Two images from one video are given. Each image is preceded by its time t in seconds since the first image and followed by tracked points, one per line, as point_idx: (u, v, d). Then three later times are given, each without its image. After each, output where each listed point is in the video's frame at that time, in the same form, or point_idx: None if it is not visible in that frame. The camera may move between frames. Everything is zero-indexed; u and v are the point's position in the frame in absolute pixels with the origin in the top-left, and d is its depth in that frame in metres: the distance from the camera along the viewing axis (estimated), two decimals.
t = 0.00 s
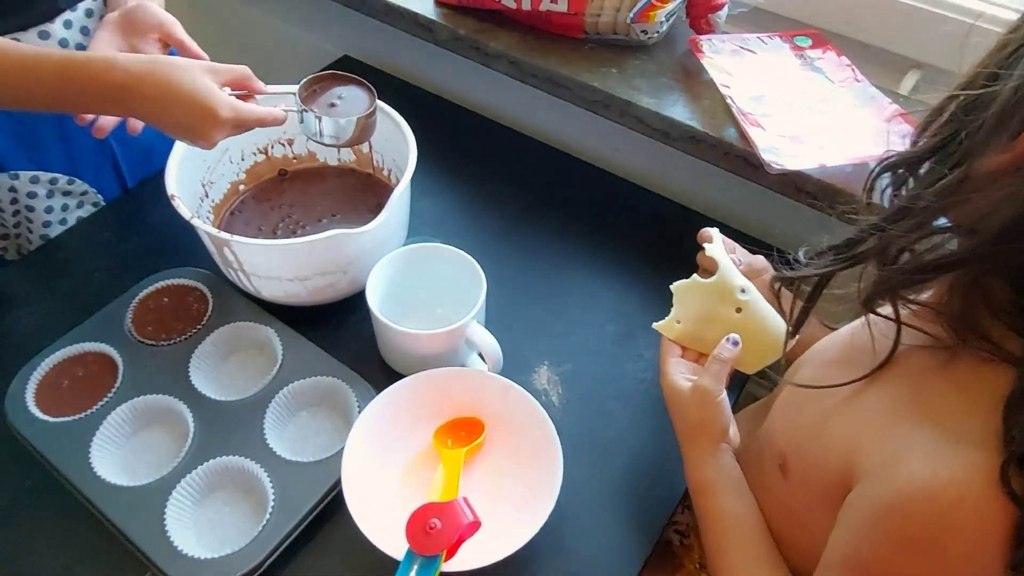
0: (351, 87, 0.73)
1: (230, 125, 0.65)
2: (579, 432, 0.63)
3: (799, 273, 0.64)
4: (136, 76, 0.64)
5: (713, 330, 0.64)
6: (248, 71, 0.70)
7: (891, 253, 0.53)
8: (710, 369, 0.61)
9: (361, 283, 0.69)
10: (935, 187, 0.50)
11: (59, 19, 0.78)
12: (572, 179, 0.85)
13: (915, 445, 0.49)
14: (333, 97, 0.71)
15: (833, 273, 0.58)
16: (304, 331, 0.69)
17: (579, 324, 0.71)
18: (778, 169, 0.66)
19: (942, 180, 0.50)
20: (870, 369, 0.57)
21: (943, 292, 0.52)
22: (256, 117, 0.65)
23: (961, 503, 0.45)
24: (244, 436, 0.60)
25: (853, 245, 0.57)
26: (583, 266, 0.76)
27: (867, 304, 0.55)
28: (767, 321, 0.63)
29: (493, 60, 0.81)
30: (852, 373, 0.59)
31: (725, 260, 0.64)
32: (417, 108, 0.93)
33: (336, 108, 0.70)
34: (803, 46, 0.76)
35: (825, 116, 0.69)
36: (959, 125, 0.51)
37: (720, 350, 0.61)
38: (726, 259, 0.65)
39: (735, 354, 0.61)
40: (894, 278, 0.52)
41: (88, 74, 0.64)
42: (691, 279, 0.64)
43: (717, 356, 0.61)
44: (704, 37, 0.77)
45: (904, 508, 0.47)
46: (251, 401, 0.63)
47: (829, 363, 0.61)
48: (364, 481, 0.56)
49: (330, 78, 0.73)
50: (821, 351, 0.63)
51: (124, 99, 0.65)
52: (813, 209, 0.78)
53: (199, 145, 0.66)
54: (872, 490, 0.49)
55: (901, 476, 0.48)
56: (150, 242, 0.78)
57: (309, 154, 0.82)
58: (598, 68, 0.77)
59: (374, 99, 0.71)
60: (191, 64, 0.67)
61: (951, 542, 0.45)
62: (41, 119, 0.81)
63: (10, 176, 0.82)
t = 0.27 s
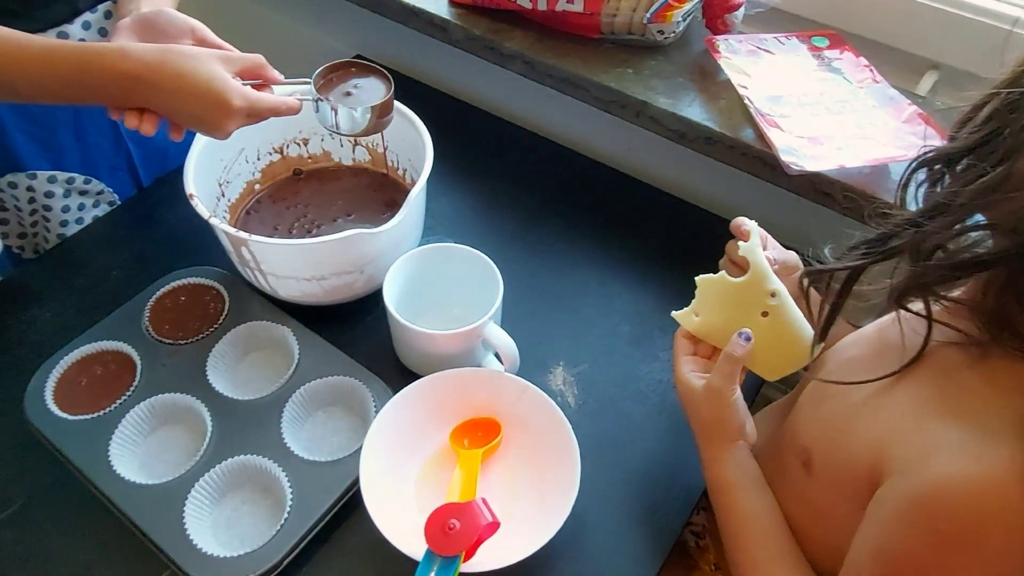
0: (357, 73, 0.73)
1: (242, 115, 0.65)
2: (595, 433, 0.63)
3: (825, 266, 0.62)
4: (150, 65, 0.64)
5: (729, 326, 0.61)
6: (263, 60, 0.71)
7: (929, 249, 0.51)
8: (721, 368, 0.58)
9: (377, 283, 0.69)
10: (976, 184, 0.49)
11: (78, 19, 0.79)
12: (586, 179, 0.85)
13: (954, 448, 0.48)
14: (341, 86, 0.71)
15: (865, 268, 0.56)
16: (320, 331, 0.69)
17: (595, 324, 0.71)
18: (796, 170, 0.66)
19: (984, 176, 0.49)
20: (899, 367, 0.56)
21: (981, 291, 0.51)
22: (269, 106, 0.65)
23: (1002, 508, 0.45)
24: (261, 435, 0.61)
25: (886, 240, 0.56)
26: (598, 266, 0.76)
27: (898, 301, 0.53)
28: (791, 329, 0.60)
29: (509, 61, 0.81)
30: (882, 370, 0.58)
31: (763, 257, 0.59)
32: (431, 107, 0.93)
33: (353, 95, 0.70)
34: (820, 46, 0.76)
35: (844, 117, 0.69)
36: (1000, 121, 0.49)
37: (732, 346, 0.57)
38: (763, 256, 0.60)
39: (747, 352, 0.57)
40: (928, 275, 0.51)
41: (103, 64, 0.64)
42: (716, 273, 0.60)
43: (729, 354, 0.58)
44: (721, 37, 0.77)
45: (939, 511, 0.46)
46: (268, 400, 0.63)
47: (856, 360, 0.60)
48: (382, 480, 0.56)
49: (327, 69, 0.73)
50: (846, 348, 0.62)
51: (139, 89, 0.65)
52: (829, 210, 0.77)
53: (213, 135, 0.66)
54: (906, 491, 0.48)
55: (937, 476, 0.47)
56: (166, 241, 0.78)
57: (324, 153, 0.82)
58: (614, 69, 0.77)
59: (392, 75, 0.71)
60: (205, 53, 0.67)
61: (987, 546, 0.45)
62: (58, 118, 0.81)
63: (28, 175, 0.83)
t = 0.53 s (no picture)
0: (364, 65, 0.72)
1: (261, 109, 0.65)
2: (616, 436, 0.63)
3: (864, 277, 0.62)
4: (170, 59, 0.64)
5: (758, 328, 0.60)
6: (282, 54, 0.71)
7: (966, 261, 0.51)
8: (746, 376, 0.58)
9: (400, 281, 0.69)
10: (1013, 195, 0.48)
11: (109, 16, 0.80)
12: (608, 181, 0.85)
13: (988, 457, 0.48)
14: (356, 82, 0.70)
15: (904, 278, 0.56)
16: (343, 328, 0.70)
17: (616, 327, 0.71)
18: (826, 175, 0.65)
19: None
20: (933, 378, 0.56)
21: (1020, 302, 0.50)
22: (287, 101, 0.65)
23: None
24: (284, 431, 0.61)
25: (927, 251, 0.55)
26: (620, 268, 0.76)
27: (938, 312, 0.53)
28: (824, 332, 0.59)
29: (534, 61, 0.80)
30: (916, 379, 0.57)
31: (798, 258, 0.58)
32: (453, 107, 0.93)
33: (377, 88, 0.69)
34: (849, 50, 0.75)
35: (874, 121, 0.68)
36: None
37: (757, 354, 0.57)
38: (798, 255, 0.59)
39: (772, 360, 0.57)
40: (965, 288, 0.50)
41: (125, 60, 0.64)
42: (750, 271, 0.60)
43: (754, 363, 0.57)
44: (748, 40, 0.76)
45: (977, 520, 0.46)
46: (290, 396, 0.63)
47: (890, 368, 0.59)
48: (405, 478, 0.56)
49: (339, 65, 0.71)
50: (880, 354, 0.61)
51: (160, 84, 0.66)
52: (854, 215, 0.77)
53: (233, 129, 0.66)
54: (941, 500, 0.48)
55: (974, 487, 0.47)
56: (190, 236, 0.78)
57: (347, 151, 0.82)
58: (640, 70, 0.76)
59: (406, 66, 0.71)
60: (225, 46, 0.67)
61: None
62: (87, 114, 0.82)
63: (57, 169, 0.83)
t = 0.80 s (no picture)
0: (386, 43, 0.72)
1: (278, 84, 0.64)
2: (634, 445, 0.63)
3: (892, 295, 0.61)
4: (184, 37, 0.64)
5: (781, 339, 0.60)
6: (298, 28, 0.70)
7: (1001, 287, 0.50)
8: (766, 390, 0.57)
9: (421, 284, 0.69)
10: None
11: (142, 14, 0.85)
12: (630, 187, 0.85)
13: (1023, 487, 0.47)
14: (375, 57, 0.70)
15: (936, 300, 0.55)
16: (363, 329, 0.70)
17: (636, 335, 0.71)
18: (855, 188, 0.64)
19: None
20: (964, 400, 0.55)
21: None
22: (304, 75, 0.65)
23: None
24: (303, 431, 0.61)
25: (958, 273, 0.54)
26: (640, 276, 0.76)
27: (971, 336, 0.52)
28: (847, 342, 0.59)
29: (559, 65, 0.80)
30: (945, 400, 0.56)
31: (821, 268, 0.57)
32: (476, 110, 0.93)
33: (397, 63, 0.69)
34: (879, 62, 0.74)
35: (904, 134, 0.67)
36: None
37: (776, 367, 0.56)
38: (821, 263, 0.58)
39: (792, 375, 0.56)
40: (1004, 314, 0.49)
41: (138, 39, 0.63)
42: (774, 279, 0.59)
43: (774, 377, 0.56)
44: (776, 49, 0.75)
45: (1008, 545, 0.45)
46: (311, 396, 0.63)
47: (918, 388, 0.59)
48: (424, 483, 0.56)
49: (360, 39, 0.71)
50: (909, 373, 0.61)
51: (175, 64, 0.65)
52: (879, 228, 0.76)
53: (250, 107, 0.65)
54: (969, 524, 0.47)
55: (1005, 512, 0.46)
56: (213, 233, 0.79)
57: (370, 152, 0.82)
58: (667, 77, 0.76)
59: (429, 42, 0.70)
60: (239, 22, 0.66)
61: None
62: (115, 110, 0.83)
63: (84, 165, 0.85)
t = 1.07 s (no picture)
0: (392, 35, 0.72)
1: (280, 76, 0.65)
2: (645, 454, 0.62)
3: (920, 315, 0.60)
4: (185, 27, 0.65)
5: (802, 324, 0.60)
6: (303, 22, 0.71)
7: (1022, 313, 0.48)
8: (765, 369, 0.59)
9: (434, 287, 0.69)
10: None
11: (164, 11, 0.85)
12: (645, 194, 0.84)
13: None
14: (381, 50, 0.70)
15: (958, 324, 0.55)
16: (375, 331, 0.69)
17: (649, 343, 0.70)
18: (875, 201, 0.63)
19: None
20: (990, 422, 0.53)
21: None
22: (305, 67, 0.66)
23: None
24: (313, 432, 0.61)
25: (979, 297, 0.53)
26: (654, 283, 0.75)
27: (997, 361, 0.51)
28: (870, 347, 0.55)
29: (577, 70, 0.80)
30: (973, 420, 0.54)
31: (842, 268, 0.53)
32: (491, 113, 0.93)
33: (404, 56, 0.69)
34: (900, 72, 0.74)
35: (925, 147, 0.66)
36: None
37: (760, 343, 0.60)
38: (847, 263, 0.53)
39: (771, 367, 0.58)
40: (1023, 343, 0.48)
41: (139, 29, 0.65)
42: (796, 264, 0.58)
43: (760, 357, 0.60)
44: (796, 58, 0.75)
45: None
46: (321, 397, 0.63)
47: (938, 408, 0.57)
48: (432, 487, 0.56)
49: (365, 34, 0.71)
50: (930, 392, 0.59)
51: (175, 54, 0.66)
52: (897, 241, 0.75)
53: (251, 99, 0.66)
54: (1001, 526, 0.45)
55: None
56: (226, 231, 0.79)
57: (385, 153, 0.82)
58: (685, 84, 0.75)
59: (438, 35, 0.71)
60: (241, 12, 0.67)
61: None
62: (134, 106, 0.84)
63: (100, 161, 0.85)
